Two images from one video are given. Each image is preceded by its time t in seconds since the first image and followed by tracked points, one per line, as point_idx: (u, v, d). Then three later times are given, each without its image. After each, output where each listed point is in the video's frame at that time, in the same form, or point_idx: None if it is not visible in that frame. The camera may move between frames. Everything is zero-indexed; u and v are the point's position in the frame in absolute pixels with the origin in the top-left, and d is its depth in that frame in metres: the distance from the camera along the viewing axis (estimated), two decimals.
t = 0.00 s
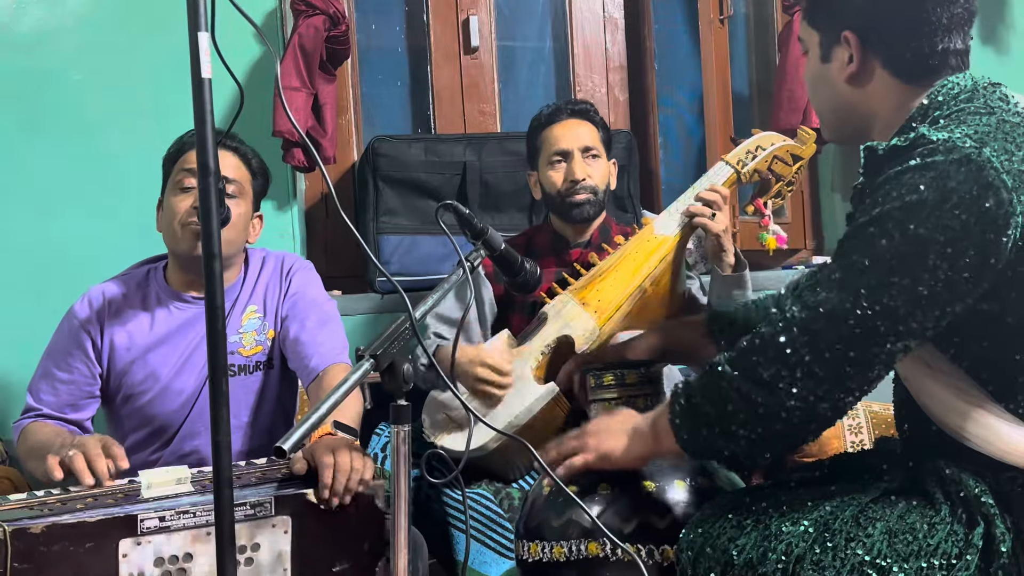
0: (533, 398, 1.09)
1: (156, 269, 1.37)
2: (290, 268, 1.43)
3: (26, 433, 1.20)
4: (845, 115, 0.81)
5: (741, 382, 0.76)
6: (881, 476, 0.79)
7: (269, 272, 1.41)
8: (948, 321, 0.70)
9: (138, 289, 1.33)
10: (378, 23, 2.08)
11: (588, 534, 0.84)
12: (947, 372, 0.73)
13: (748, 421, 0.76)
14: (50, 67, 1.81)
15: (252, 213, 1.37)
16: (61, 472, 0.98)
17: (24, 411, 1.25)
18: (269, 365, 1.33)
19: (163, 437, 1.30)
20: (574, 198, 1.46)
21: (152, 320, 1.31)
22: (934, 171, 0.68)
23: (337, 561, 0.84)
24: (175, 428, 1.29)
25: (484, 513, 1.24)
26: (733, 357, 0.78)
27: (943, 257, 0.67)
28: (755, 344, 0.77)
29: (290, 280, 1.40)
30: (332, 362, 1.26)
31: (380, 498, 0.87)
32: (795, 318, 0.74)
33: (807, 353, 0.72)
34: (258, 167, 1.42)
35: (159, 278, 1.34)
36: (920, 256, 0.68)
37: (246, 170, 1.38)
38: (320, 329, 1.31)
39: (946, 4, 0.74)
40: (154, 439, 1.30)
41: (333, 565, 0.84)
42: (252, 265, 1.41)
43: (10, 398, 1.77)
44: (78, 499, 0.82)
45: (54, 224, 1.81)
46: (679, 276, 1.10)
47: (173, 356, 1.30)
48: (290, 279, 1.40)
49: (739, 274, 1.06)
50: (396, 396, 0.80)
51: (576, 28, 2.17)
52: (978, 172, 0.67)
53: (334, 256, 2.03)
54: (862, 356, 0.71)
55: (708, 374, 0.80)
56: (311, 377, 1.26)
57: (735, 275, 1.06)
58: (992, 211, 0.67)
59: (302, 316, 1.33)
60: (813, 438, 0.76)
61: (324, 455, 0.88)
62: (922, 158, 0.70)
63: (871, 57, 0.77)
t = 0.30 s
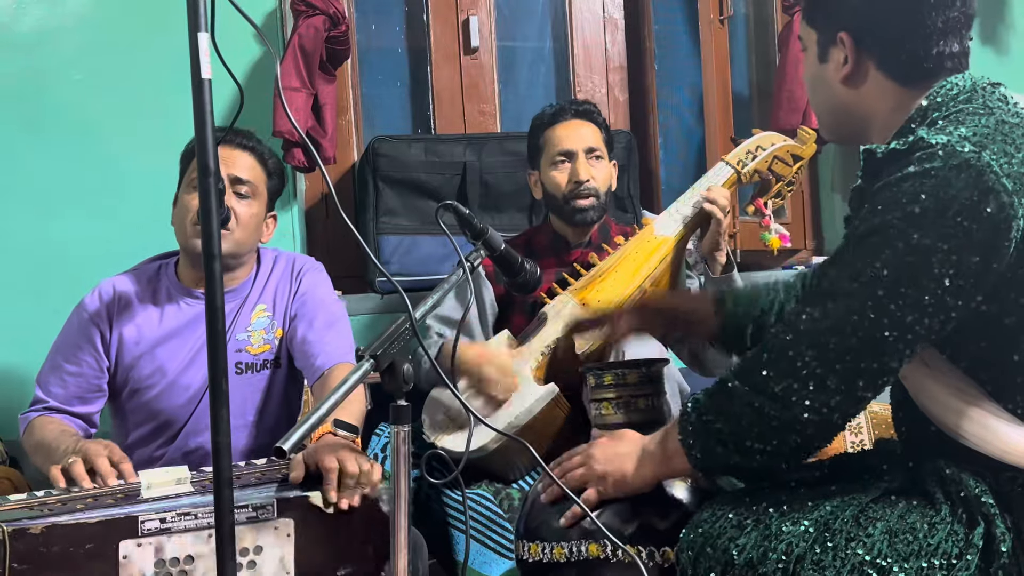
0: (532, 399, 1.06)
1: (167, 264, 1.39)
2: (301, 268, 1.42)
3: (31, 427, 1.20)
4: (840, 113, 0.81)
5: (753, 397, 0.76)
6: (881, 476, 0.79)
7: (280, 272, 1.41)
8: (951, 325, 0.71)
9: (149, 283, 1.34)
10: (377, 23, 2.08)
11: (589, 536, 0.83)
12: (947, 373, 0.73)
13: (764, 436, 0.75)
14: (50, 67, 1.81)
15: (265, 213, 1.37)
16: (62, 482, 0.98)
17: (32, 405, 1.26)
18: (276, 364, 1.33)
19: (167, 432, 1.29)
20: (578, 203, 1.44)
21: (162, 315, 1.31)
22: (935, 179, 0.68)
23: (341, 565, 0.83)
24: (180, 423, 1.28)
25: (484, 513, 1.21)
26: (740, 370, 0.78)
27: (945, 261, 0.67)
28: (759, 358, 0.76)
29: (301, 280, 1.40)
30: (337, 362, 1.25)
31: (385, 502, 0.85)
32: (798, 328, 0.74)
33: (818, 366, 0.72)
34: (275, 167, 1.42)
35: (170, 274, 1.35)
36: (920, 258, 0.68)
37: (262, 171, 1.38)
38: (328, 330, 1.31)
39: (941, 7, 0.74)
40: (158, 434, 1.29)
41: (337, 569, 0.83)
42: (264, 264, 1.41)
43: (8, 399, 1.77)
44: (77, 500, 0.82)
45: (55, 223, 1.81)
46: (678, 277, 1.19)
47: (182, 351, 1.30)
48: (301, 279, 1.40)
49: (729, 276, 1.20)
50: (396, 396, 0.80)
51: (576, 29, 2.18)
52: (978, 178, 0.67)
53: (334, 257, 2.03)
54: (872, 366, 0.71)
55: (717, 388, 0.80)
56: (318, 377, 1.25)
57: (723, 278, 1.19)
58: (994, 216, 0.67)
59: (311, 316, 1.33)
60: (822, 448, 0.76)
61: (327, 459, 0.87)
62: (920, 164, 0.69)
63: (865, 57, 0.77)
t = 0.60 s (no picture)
0: (533, 398, 1.06)
1: (177, 255, 1.40)
2: (312, 262, 1.43)
3: (50, 419, 1.25)
4: (846, 108, 0.82)
5: (759, 391, 0.76)
6: (883, 475, 0.79)
7: (290, 265, 1.42)
8: (962, 322, 0.70)
9: (159, 274, 1.36)
10: (377, 23, 2.08)
11: (596, 536, 0.83)
12: (951, 373, 0.73)
13: (770, 431, 0.76)
14: (50, 66, 1.81)
15: (273, 206, 1.37)
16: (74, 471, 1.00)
17: (49, 398, 1.30)
18: (285, 356, 1.34)
19: (175, 421, 1.31)
20: (579, 205, 1.46)
21: (171, 305, 1.34)
22: (944, 175, 0.68)
23: (340, 564, 0.83)
24: (188, 414, 1.30)
25: (485, 512, 1.22)
26: (749, 366, 0.78)
27: (955, 259, 0.67)
28: (766, 355, 0.77)
29: (311, 273, 1.40)
30: (343, 359, 1.25)
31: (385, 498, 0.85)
32: (806, 324, 0.74)
33: (825, 362, 0.72)
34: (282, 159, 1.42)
35: (180, 263, 1.37)
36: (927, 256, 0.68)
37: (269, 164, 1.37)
38: (335, 325, 1.31)
39: (953, 5, 0.74)
40: (166, 424, 1.31)
41: (336, 568, 0.83)
42: (275, 256, 1.43)
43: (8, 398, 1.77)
44: (79, 499, 0.82)
45: (53, 221, 1.81)
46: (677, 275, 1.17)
47: (189, 342, 1.32)
48: (311, 272, 1.41)
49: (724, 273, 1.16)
50: (397, 395, 0.80)
51: (576, 28, 2.18)
52: (989, 175, 0.66)
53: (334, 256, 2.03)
54: (877, 361, 0.71)
55: (725, 386, 0.80)
56: (323, 374, 1.25)
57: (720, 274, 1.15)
58: (1005, 214, 0.66)
59: (319, 310, 1.33)
60: (830, 444, 0.76)
61: (321, 455, 0.88)
62: (931, 161, 0.69)
63: (875, 51, 0.77)
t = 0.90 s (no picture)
0: (532, 399, 1.07)
1: (183, 249, 1.41)
2: (319, 259, 1.43)
3: (53, 409, 1.25)
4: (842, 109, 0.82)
5: (752, 393, 0.76)
6: (883, 476, 0.79)
7: (297, 262, 1.42)
8: (955, 325, 0.70)
9: (165, 268, 1.37)
10: (378, 23, 2.08)
11: (595, 536, 0.82)
12: (951, 375, 0.73)
13: (764, 433, 0.76)
14: (49, 65, 1.81)
15: (278, 202, 1.37)
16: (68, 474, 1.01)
17: (53, 389, 1.30)
18: (289, 352, 1.34)
19: (177, 415, 1.31)
20: (583, 213, 1.45)
21: (177, 299, 1.34)
22: (936, 177, 0.68)
23: (345, 567, 0.82)
24: (190, 409, 1.30)
25: (484, 513, 1.23)
26: (744, 369, 0.78)
27: (945, 260, 0.67)
28: (761, 355, 0.77)
29: (317, 271, 1.40)
30: (344, 358, 1.25)
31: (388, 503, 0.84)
32: (800, 325, 0.74)
33: (819, 363, 0.72)
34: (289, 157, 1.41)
35: (186, 257, 1.38)
36: (920, 258, 0.68)
37: (274, 158, 1.37)
38: (339, 323, 1.30)
39: (950, 8, 0.74)
40: (168, 419, 1.31)
41: (340, 572, 0.81)
42: (282, 252, 1.43)
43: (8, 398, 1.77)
44: (79, 499, 0.82)
45: (53, 220, 1.81)
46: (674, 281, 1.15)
47: (193, 337, 1.33)
48: (317, 270, 1.40)
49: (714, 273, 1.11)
50: (396, 396, 0.80)
51: (576, 28, 2.19)
52: (980, 177, 0.66)
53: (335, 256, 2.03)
54: (870, 363, 0.71)
55: (720, 389, 0.80)
56: (326, 371, 1.25)
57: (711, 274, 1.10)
58: (996, 217, 0.66)
59: (324, 307, 1.33)
60: (825, 446, 0.75)
61: (324, 457, 0.87)
62: (923, 163, 0.69)
63: (871, 52, 0.77)
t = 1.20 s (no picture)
0: (531, 399, 1.09)
1: (184, 248, 1.41)
2: (319, 260, 1.43)
3: (54, 408, 1.26)
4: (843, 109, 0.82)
5: (750, 391, 0.76)
6: (883, 478, 0.79)
7: (298, 262, 1.42)
8: (951, 324, 0.70)
9: (166, 267, 1.37)
10: (378, 23, 2.08)
11: (595, 539, 0.82)
12: (949, 374, 0.73)
13: (762, 432, 0.76)
14: (49, 67, 1.81)
15: (277, 199, 1.37)
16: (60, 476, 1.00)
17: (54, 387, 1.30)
18: (289, 351, 1.34)
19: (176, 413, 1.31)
20: (576, 219, 1.45)
21: (177, 297, 1.34)
22: (934, 174, 0.68)
23: (342, 565, 0.82)
24: (190, 409, 1.31)
25: (484, 513, 1.23)
26: (741, 367, 0.78)
27: (943, 258, 0.67)
28: (759, 354, 0.77)
29: (318, 270, 1.40)
30: (345, 356, 1.25)
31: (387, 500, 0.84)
32: (797, 322, 0.74)
33: (816, 360, 0.72)
34: (286, 156, 1.41)
35: (187, 256, 1.38)
36: (918, 255, 0.68)
37: (272, 156, 1.37)
38: (339, 322, 1.31)
39: (953, 9, 0.74)
40: (169, 418, 1.31)
41: (338, 570, 0.82)
42: (283, 251, 1.43)
43: (8, 398, 1.77)
44: (78, 500, 0.82)
45: (54, 222, 1.81)
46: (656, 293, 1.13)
47: (193, 336, 1.32)
48: (317, 270, 1.40)
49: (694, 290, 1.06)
50: (397, 396, 0.80)
51: (576, 29, 2.19)
52: (978, 175, 0.66)
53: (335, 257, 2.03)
54: (868, 360, 0.71)
55: (717, 389, 0.80)
56: (327, 370, 1.25)
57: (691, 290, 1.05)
58: (993, 215, 0.66)
59: (325, 307, 1.33)
60: (825, 445, 0.75)
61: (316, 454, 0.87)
62: (921, 160, 0.69)
63: (873, 51, 0.77)
